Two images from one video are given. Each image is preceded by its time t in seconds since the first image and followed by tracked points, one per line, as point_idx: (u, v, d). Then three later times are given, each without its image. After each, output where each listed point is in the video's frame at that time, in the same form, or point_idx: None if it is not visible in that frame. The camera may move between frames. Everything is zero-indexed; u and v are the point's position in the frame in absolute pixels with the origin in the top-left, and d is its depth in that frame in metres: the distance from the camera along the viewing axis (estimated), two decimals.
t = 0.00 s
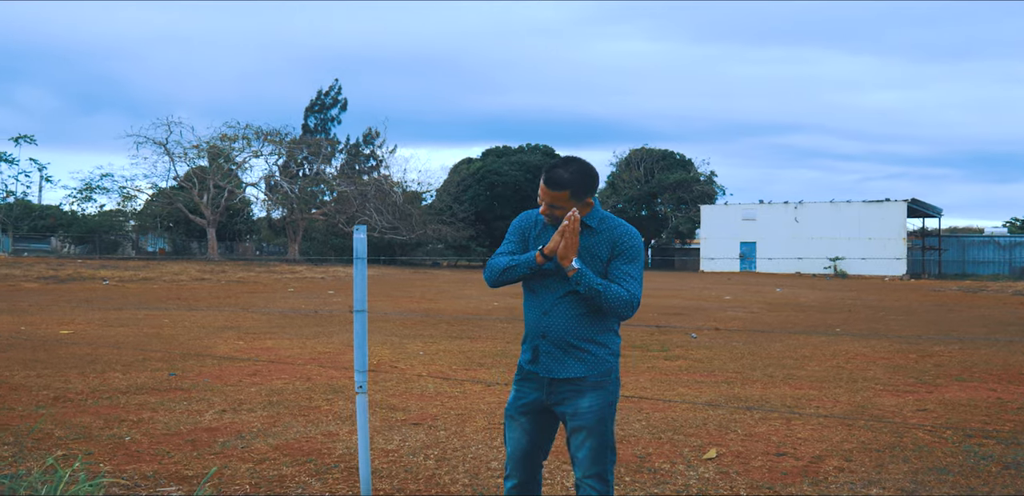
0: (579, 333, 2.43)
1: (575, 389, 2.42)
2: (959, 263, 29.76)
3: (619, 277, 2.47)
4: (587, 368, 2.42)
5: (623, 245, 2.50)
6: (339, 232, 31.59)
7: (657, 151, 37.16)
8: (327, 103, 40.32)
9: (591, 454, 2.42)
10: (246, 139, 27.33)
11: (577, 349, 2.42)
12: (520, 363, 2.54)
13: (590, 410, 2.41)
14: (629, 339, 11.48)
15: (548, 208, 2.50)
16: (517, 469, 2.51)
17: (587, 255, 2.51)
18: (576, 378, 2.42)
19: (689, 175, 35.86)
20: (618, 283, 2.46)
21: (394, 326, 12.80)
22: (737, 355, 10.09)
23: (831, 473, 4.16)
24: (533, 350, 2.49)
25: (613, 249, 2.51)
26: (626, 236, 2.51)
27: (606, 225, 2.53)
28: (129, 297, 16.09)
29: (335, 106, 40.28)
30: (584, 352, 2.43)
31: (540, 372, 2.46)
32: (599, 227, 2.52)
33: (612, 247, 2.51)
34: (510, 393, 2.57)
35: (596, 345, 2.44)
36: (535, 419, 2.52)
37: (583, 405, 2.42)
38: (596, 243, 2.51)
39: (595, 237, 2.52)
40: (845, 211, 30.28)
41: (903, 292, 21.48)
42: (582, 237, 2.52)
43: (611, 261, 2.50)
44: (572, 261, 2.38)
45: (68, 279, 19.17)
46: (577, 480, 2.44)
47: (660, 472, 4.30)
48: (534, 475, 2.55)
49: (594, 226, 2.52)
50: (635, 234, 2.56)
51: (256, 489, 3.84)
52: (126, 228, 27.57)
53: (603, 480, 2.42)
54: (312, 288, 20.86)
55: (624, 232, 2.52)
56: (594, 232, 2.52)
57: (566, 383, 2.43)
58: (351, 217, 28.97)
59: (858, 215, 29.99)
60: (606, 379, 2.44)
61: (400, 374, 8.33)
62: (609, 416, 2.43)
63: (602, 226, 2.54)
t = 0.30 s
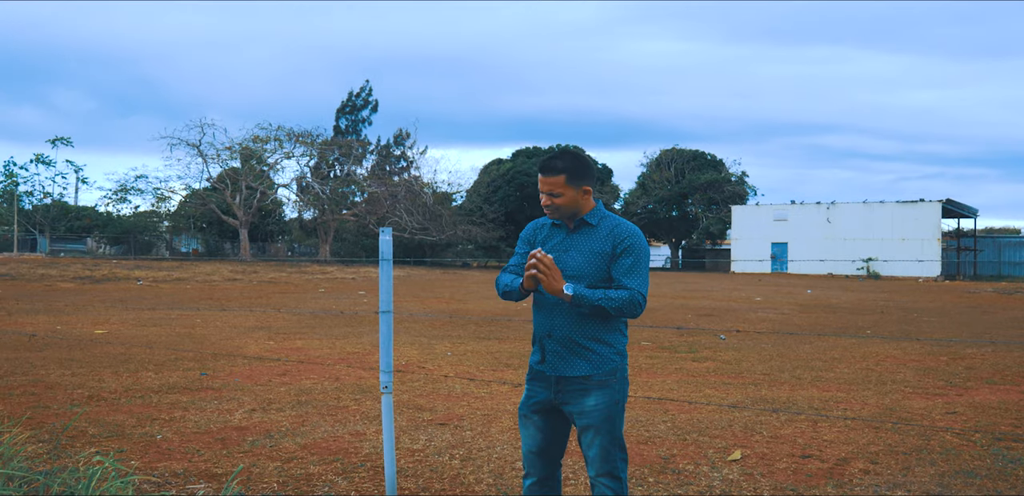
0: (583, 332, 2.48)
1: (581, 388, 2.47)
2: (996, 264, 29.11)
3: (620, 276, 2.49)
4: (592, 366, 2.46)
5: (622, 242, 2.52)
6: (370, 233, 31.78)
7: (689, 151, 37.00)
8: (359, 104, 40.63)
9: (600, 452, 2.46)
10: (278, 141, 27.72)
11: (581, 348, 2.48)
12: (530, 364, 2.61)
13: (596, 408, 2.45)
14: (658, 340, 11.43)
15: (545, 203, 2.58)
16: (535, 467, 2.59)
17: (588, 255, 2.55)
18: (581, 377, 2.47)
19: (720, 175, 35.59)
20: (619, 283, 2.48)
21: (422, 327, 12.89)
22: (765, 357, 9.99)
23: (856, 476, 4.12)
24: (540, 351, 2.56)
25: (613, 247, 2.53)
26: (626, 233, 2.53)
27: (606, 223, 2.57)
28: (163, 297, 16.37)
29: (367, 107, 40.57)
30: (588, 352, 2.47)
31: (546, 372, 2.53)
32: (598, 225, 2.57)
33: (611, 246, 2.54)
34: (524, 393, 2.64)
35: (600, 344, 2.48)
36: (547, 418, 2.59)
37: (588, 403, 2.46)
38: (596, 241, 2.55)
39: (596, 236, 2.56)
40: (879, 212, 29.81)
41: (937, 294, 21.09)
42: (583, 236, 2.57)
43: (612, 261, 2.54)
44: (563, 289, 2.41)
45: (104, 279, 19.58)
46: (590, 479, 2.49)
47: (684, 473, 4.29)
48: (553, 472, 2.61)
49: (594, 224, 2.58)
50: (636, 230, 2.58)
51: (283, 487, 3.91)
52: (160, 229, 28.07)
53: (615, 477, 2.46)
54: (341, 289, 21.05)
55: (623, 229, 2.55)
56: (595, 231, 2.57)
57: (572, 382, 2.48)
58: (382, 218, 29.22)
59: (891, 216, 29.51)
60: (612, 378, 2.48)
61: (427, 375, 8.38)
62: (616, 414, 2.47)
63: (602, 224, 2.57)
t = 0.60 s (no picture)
0: (585, 331, 2.53)
1: (585, 387, 2.52)
2: None
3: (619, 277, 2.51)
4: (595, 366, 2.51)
5: (619, 241, 2.54)
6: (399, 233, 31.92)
7: (719, 152, 36.67)
8: (388, 105, 40.91)
9: (607, 452, 2.50)
10: (307, 142, 28.05)
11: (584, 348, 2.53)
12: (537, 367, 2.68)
13: (601, 407, 2.50)
14: (685, 341, 11.35)
15: (544, 188, 2.69)
16: (550, 466, 2.66)
17: (586, 254, 2.58)
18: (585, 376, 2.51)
19: (750, 175, 35.23)
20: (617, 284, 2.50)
21: (449, 327, 12.93)
22: (794, 358, 9.88)
23: (882, 479, 4.05)
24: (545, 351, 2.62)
25: (611, 244, 2.55)
26: (623, 231, 2.54)
27: (602, 221, 2.60)
28: (194, 297, 16.60)
29: (395, 108, 40.85)
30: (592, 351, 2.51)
31: (553, 373, 2.59)
32: (595, 224, 2.62)
33: (608, 247, 2.55)
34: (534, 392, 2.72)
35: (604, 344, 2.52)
36: (557, 415, 2.66)
37: (593, 403, 2.51)
38: (593, 239, 2.58)
39: (593, 235, 2.59)
40: (912, 212, 29.34)
41: (970, 295, 20.70)
42: (581, 236, 2.62)
43: (611, 260, 2.55)
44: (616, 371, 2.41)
45: (136, 280, 19.91)
46: (600, 478, 2.54)
47: (707, 474, 4.25)
48: (568, 468, 2.69)
49: (590, 223, 2.62)
50: (635, 227, 2.59)
51: (308, 486, 3.95)
52: (192, 230, 28.49)
53: (624, 476, 2.52)
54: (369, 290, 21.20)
55: (619, 226, 2.57)
56: (592, 230, 2.61)
57: (576, 381, 2.54)
58: (411, 218, 29.40)
59: (924, 216, 29.04)
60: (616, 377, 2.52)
61: (453, 375, 8.41)
62: (621, 412, 2.52)
63: (599, 222, 2.61)
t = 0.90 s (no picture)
0: (583, 330, 2.51)
1: (586, 387, 2.51)
2: None
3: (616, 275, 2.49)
4: (595, 365, 2.50)
5: (616, 239, 2.52)
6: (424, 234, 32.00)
7: (746, 151, 36.44)
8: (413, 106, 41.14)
9: (609, 452, 2.50)
10: (332, 142, 28.29)
11: (583, 347, 2.51)
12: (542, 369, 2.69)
13: (601, 407, 2.49)
14: (710, 342, 11.26)
15: (549, 181, 2.70)
16: (561, 466, 2.68)
17: (583, 254, 2.57)
18: (585, 376, 2.51)
19: (778, 175, 34.97)
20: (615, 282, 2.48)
21: (472, 328, 12.94)
22: (819, 359, 9.76)
23: (908, 483, 3.98)
24: (548, 352, 2.63)
25: (608, 243, 2.54)
26: (619, 230, 2.53)
27: (599, 220, 2.60)
28: (220, 298, 16.75)
29: (421, 108, 41.09)
30: (592, 351, 2.50)
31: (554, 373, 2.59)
32: (590, 224, 2.61)
33: (605, 245, 2.54)
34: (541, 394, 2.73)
35: (604, 342, 2.51)
36: (564, 417, 2.66)
37: (593, 402, 2.50)
38: (589, 239, 2.57)
39: (590, 235, 2.59)
40: (942, 212, 28.90)
41: (1001, 295, 20.31)
42: (579, 236, 2.61)
43: (608, 258, 2.54)
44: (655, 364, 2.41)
45: (161, 280, 20.14)
46: (603, 479, 2.54)
47: (729, 476, 4.20)
48: (581, 469, 2.70)
49: (585, 224, 2.62)
50: (632, 225, 2.57)
51: (326, 486, 3.95)
52: (218, 231, 28.80)
53: (626, 478, 2.50)
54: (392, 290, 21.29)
55: (615, 226, 2.55)
56: (589, 230, 2.60)
57: (576, 381, 2.53)
58: (436, 218, 29.52)
59: (954, 216, 28.59)
60: (617, 376, 2.50)
61: (475, 376, 8.41)
62: (621, 411, 2.50)
63: (594, 222, 2.61)
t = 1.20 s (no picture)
0: (590, 329, 2.51)
1: (593, 387, 2.49)
2: None
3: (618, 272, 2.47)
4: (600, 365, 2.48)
5: (619, 237, 2.49)
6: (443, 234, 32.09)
7: (768, 151, 36.25)
8: (433, 106, 41.29)
9: (615, 453, 2.47)
10: (352, 143, 28.47)
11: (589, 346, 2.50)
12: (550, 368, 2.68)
13: (609, 407, 2.47)
14: (729, 343, 11.18)
15: (560, 180, 2.70)
16: (572, 467, 2.66)
17: (589, 252, 2.55)
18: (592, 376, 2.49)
19: (800, 175, 34.73)
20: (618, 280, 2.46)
21: (490, 328, 12.94)
22: (841, 359, 9.66)
23: (930, 486, 3.91)
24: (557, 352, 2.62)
25: (610, 241, 2.51)
26: (622, 228, 2.51)
27: (605, 218, 2.58)
28: (240, 299, 16.87)
29: (440, 109, 41.21)
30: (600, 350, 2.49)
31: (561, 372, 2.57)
32: (598, 222, 2.60)
33: (607, 242, 2.51)
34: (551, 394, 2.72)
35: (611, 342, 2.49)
36: (573, 417, 2.64)
37: (600, 403, 2.48)
38: (595, 237, 2.56)
39: (594, 233, 2.57)
40: (966, 211, 28.49)
41: None
42: (586, 234, 2.60)
43: (611, 256, 2.51)
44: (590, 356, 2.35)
45: (181, 281, 20.33)
46: (610, 480, 2.51)
47: (746, 478, 4.15)
48: (593, 470, 2.68)
49: (593, 222, 2.60)
50: (637, 223, 2.54)
51: (338, 488, 3.96)
52: (238, 232, 29.00)
53: (633, 479, 2.48)
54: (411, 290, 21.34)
55: (619, 224, 2.53)
56: (595, 228, 2.58)
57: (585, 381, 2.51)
58: (456, 219, 29.58)
59: (979, 215, 28.17)
60: (626, 377, 2.48)
61: (492, 377, 8.39)
62: (630, 412, 2.48)
63: (601, 220, 2.59)
